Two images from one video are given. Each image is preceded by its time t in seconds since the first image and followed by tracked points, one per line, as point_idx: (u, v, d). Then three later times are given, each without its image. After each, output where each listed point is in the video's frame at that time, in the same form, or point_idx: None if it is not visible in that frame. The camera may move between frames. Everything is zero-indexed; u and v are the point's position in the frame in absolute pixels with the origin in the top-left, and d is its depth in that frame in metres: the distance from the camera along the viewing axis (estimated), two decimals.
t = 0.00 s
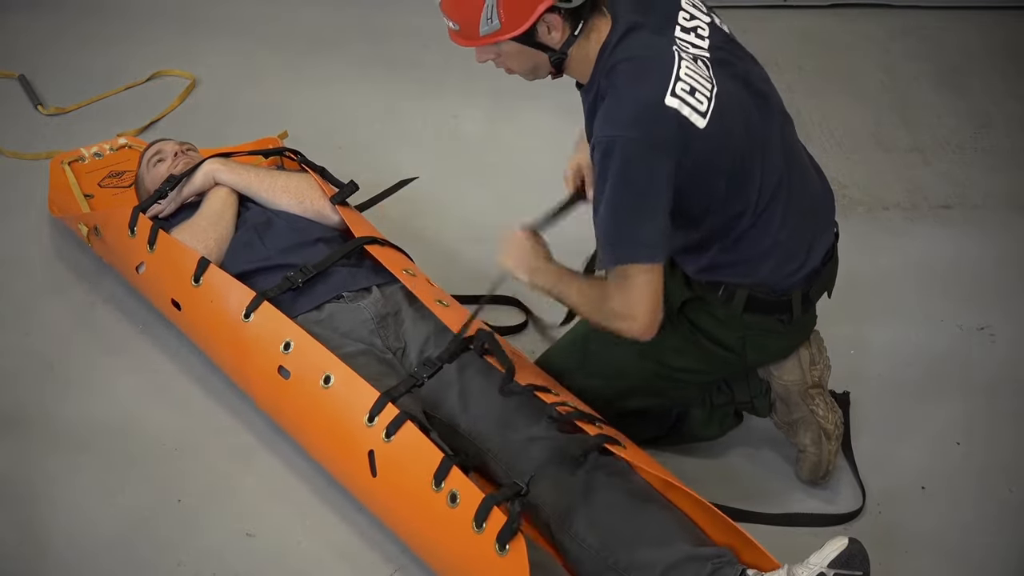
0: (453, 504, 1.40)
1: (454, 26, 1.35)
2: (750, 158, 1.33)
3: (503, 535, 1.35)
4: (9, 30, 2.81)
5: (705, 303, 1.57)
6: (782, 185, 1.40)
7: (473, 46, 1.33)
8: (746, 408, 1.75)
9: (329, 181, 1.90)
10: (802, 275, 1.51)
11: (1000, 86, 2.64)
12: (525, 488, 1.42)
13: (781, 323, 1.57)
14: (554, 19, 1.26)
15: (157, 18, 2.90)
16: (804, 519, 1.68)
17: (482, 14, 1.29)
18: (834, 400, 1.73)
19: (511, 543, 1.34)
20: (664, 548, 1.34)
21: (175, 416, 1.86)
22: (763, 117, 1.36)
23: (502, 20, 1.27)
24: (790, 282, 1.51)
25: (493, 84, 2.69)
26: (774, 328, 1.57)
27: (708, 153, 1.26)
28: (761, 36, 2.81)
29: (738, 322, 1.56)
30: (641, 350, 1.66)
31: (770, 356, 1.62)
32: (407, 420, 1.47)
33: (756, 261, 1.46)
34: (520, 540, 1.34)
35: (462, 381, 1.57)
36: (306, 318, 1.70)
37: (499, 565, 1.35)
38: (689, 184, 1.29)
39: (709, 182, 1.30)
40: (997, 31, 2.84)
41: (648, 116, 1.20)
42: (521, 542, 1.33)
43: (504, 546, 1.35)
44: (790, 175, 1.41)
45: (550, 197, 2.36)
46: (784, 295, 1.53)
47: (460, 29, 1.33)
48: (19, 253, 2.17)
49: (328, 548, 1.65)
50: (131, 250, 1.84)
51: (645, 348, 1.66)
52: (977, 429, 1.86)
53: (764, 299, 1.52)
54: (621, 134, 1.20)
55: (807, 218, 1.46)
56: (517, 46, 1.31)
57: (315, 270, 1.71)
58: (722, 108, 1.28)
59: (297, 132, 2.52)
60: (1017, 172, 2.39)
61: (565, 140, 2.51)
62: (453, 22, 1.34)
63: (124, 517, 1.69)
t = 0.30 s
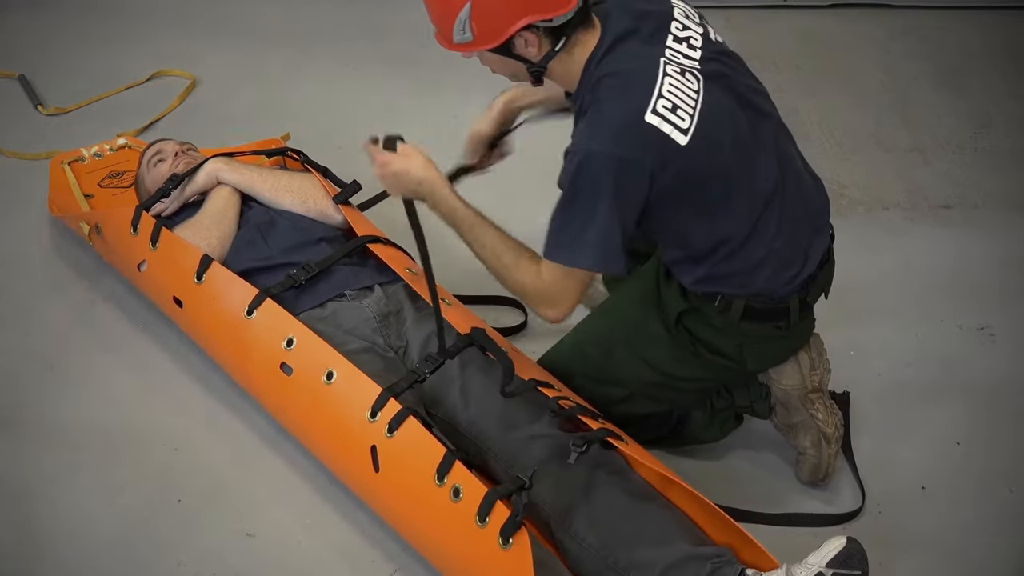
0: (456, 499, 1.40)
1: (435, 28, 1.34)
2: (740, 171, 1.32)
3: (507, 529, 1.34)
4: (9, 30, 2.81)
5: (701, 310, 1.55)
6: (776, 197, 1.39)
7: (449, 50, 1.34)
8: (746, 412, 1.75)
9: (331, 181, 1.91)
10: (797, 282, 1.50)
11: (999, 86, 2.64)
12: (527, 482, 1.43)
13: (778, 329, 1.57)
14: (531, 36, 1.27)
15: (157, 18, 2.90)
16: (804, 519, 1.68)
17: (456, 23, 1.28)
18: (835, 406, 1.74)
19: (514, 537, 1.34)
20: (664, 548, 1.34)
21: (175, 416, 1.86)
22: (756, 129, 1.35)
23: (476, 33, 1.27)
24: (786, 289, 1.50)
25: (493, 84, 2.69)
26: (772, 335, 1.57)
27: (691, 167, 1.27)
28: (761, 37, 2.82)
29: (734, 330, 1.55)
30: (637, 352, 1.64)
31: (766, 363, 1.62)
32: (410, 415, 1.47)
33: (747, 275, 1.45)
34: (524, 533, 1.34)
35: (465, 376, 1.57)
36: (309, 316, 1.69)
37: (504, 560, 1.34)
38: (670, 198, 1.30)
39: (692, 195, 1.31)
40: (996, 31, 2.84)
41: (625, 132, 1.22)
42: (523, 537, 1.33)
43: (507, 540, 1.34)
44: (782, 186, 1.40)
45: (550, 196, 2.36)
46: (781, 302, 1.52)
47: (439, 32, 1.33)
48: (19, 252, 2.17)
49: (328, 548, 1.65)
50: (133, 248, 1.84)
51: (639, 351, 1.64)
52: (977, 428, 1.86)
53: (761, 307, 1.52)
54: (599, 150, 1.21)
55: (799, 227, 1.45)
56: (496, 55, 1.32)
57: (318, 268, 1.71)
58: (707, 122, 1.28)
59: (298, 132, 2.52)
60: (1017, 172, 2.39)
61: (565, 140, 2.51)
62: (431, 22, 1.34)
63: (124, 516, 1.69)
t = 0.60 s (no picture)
0: (452, 502, 1.40)
1: None
2: (686, 136, 1.31)
3: (503, 532, 1.34)
4: (10, 32, 2.82)
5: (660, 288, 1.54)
6: (725, 166, 1.37)
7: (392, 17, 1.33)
8: (740, 420, 1.75)
9: (329, 181, 1.91)
10: (757, 254, 1.47)
11: (1001, 86, 2.64)
12: (524, 485, 1.43)
13: (740, 304, 1.53)
14: (461, 7, 1.23)
15: (158, 19, 2.90)
16: (802, 519, 1.68)
17: None
18: (834, 416, 1.74)
19: (510, 540, 1.34)
20: (662, 548, 1.33)
21: (174, 417, 1.86)
22: (706, 94, 1.32)
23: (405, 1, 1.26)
24: (744, 262, 1.48)
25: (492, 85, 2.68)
26: (732, 309, 1.53)
27: (630, 133, 1.26)
28: (761, 37, 2.81)
29: (693, 306, 1.53)
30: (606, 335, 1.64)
31: (733, 340, 1.58)
32: (405, 419, 1.47)
33: (697, 243, 1.44)
34: (520, 536, 1.33)
35: (462, 377, 1.58)
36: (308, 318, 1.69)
37: (500, 562, 1.34)
38: (612, 163, 1.30)
39: (636, 161, 1.30)
40: (997, 31, 2.83)
41: (557, 95, 1.21)
42: (519, 539, 1.33)
43: (503, 543, 1.34)
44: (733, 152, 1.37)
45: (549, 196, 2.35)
46: (740, 275, 1.49)
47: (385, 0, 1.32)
48: (19, 253, 2.18)
49: (328, 548, 1.65)
50: (131, 251, 1.84)
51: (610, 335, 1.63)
52: (977, 429, 1.86)
53: (716, 280, 1.49)
54: (531, 114, 1.21)
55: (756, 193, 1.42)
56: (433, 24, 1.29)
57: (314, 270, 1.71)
58: (644, 85, 1.26)
59: (298, 132, 2.52)
60: (1017, 172, 2.39)
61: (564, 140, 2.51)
62: None
63: (124, 517, 1.70)
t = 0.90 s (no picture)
0: (452, 503, 1.40)
1: None
2: (656, 102, 1.30)
3: (503, 533, 1.34)
4: (11, 32, 2.82)
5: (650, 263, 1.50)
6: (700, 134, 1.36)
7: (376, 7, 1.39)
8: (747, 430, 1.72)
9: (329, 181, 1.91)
10: (741, 222, 1.44)
11: (1002, 86, 2.64)
12: (523, 485, 1.43)
13: (731, 272, 1.49)
14: None
15: (158, 19, 2.91)
16: (805, 514, 1.68)
17: None
18: (841, 399, 1.76)
19: (510, 541, 1.34)
20: (662, 549, 1.33)
21: (174, 416, 1.86)
22: (673, 65, 1.32)
23: None
24: (728, 230, 1.44)
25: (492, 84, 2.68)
26: (724, 278, 1.49)
27: (595, 102, 1.26)
28: (761, 37, 2.81)
29: (682, 276, 1.49)
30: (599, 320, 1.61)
31: (727, 312, 1.53)
32: (405, 419, 1.47)
33: (681, 215, 1.41)
34: (520, 537, 1.33)
35: (461, 377, 1.57)
36: (308, 319, 1.69)
37: (500, 563, 1.34)
38: (583, 132, 1.29)
39: (607, 128, 1.29)
40: (998, 31, 2.83)
41: (517, 74, 1.22)
42: (519, 540, 1.33)
43: (503, 544, 1.34)
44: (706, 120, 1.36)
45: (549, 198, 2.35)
46: (727, 243, 1.45)
47: None
48: (20, 252, 2.18)
49: (328, 548, 1.65)
50: (131, 250, 1.84)
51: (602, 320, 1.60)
52: (977, 429, 1.86)
53: (706, 249, 1.45)
54: (492, 94, 1.23)
55: (733, 161, 1.40)
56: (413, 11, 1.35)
57: (314, 270, 1.71)
58: (607, 59, 1.26)
59: (297, 132, 2.52)
60: (1017, 172, 2.39)
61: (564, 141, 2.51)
62: None
63: (124, 517, 1.70)
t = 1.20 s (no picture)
0: (452, 502, 1.40)
1: None
2: (701, 94, 1.37)
3: (503, 532, 1.34)
4: (11, 32, 2.82)
5: (706, 256, 1.55)
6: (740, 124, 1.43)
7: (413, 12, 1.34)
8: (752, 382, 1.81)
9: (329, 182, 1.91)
10: (780, 208, 1.53)
11: (1003, 86, 2.64)
12: (523, 485, 1.43)
13: (774, 256, 1.58)
14: None
15: (158, 19, 2.91)
16: (805, 501, 1.72)
17: None
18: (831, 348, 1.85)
19: (510, 540, 1.34)
20: (662, 549, 1.33)
21: (174, 416, 1.86)
22: (706, 56, 1.39)
23: None
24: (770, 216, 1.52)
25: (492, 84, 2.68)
26: (770, 264, 1.58)
27: (647, 94, 1.31)
28: (761, 37, 2.81)
29: (738, 266, 1.56)
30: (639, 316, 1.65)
31: (771, 295, 1.62)
32: (405, 419, 1.47)
33: (729, 200, 1.48)
34: (520, 536, 1.33)
35: (461, 377, 1.57)
36: (308, 318, 1.69)
37: (500, 562, 1.34)
38: (639, 122, 1.34)
39: (664, 117, 1.35)
40: (999, 31, 2.83)
41: (571, 74, 1.27)
42: (519, 539, 1.33)
43: (504, 543, 1.34)
44: (744, 110, 1.44)
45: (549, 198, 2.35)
46: (771, 229, 1.54)
47: None
48: (19, 253, 2.18)
49: (328, 548, 1.65)
50: (131, 250, 1.84)
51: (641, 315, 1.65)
52: (977, 429, 1.86)
53: (756, 236, 1.52)
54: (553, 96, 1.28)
55: (767, 146, 1.48)
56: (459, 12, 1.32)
57: (314, 270, 1.71)
58: (652, 52, 1.32)
59: (298, 132, 2.52)
60: (1018, 172, 2.39)
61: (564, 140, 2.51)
62: None
63: (123, 517, 1.69)
